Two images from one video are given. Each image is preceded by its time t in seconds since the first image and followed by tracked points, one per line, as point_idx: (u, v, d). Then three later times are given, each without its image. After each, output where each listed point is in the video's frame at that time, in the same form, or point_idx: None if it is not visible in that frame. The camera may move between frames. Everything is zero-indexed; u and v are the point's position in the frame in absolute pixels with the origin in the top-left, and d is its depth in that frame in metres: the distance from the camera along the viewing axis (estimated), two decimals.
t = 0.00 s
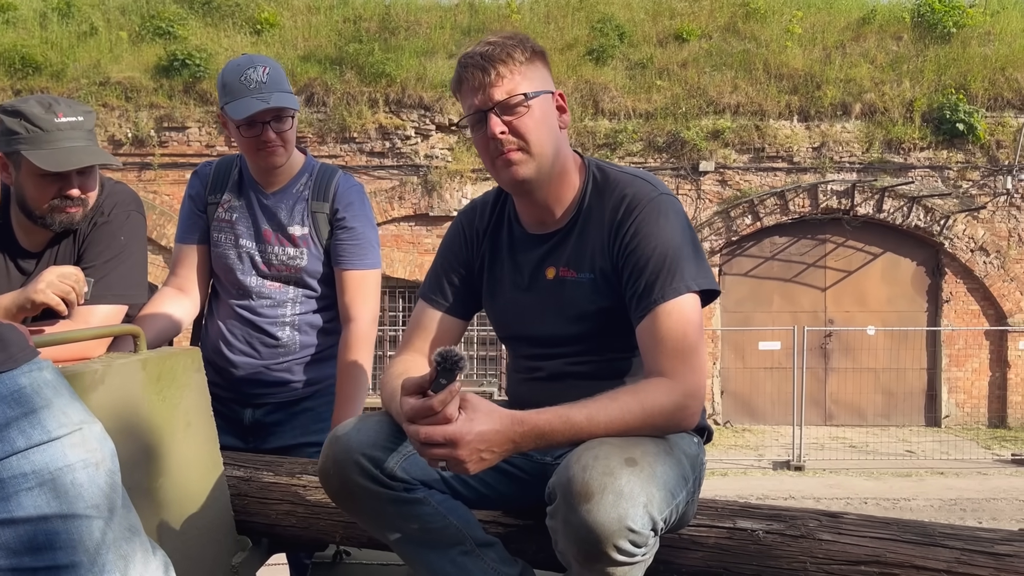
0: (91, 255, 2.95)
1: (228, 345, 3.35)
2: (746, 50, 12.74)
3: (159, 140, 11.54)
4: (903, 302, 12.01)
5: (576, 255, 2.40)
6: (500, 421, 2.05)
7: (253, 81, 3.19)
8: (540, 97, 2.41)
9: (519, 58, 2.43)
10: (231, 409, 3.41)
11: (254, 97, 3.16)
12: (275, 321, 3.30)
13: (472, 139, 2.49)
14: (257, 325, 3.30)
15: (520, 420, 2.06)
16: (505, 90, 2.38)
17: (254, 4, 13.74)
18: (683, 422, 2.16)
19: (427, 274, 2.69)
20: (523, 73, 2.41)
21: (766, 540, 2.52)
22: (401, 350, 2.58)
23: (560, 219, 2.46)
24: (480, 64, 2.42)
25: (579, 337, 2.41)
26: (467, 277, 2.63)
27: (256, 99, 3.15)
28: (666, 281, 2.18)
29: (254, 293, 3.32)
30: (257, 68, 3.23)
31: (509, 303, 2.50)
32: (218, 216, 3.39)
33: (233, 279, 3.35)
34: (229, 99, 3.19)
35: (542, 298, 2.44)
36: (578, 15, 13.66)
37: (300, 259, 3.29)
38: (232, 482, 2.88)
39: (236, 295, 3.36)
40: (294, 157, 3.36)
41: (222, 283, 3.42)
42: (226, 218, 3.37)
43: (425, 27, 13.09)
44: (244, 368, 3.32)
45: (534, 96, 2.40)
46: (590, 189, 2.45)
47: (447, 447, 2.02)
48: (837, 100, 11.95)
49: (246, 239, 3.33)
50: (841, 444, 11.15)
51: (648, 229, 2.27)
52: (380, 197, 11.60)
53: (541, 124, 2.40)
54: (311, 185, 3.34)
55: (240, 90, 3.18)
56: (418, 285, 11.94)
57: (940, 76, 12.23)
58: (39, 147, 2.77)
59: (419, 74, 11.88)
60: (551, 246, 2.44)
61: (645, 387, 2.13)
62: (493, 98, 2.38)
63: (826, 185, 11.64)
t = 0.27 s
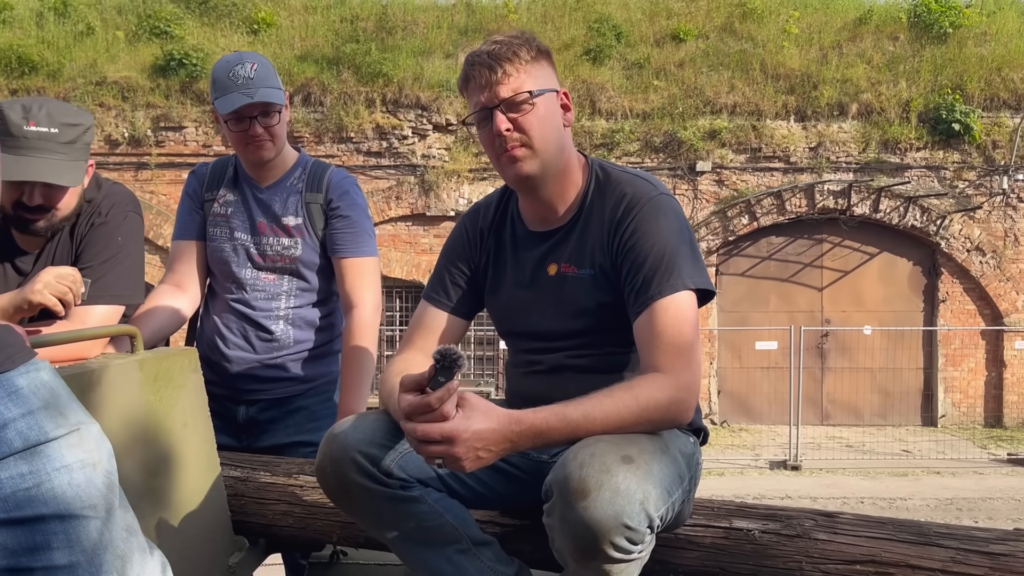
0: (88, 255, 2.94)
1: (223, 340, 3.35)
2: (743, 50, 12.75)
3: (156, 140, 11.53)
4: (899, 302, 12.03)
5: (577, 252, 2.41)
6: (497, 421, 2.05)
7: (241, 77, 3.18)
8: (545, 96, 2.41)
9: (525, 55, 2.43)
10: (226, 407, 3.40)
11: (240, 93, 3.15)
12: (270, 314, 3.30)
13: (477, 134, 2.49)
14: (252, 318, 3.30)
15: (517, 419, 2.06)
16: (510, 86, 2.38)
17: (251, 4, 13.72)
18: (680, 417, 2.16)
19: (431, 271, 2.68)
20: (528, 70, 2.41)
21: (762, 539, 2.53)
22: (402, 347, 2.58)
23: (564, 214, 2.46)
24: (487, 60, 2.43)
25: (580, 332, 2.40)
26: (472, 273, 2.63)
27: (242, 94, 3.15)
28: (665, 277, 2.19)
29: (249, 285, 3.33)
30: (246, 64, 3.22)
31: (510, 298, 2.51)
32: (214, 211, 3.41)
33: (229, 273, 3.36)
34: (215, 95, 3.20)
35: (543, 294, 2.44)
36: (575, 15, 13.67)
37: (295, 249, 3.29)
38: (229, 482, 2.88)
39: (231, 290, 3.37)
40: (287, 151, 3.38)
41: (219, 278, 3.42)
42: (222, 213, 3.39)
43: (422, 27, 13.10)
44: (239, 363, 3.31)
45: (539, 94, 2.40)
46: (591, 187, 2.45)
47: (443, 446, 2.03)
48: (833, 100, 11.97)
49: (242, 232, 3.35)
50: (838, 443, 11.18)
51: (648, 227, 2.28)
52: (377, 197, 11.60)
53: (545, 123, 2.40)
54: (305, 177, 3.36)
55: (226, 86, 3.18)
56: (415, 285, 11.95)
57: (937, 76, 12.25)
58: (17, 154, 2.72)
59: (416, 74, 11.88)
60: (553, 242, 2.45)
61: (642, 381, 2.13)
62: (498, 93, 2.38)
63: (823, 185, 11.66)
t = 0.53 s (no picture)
0: (87, 254, 2.94)
1: (224, 335, 3.35)
2: (742, 50, 12.76)
3: (155, 140, 11.53)
4: (898, 301, 12.04)
5: (578, 249, 2.40)
6: (498, 419, 2.04)
7: (252, 71, 3.21)
8: (550, 103, 2.39)
9: (530, 59, 2.40)
10: (225, 405, 3.39)
11: (250, 87, 3.18)
12: (271, 307, 3.32)
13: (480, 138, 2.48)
14: (254, 312, 3.31)
15: (518, 418, 2.05)
16: (515, 93, 2.36)
17: (250, 3, 13.71)
18: (680, 413, 2.15)
19: (434, 271, 2.68)
20: (533, 76, 2.38)
21: (762, 538, 2.52)
22: (404, 347, 2.57)
23: (565, 215, 2.47)
24: (491, 65, 2.39)
25: (581, 329, 2.40)
26: (475, 272, 2.62)
27: (252, 87, 3.18)
28: (664, 274, 2.19)
29: (251, 278, 3.34)
30: (257, 60, 3.25)
31: (512, 295, 2.50)
32: (218, 206, 3.44)
33: (232, 266, 3.38)
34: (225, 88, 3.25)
35: (544, 291, 2.44)
36: (574, 15, 13.67)
37: (299, 241, 3.33)
38: (228, 481, 2.87)
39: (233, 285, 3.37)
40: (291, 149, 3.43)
41: (220, 273, 3.43)
42: (226, 207, 3.42)
43: (421, 26, 13.10)
44: (240, 359, 3.30)
45: (544, 101, 2.38)
46: (593, 186, 2.45)
47: (443, 444, 2.02)
48: (832, 100, 11.97)
49: (245, 226, 3.38)
50: (837, 443, 11.18)
51: (648, 225, 2.28)
52: (376, 196, 11.59)
53: (549, 130, 2.38)
54: (309, 173, 3.40)
55: (236, 80, 3.21)
56: (414, 285, 11.94)
57: (935, 76, 12.26)
58: None
59: (415, 74, 11.88)
60: (555, 240, 2.45)
61: (642, 377, 2.13)
62: (503, 101, 2.36)
63: (822, 185, 11.66)
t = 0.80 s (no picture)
0: (89, 255, 2.95)
1: (229, 334, 3.36)
2: (746, 50, 12.74)
3: (160, 140, 11.55)
4: (903, 301, 12.01)
5: (578, 249, 2.41)
6: (498, 421, 2.05)
7: (268, 74, 3.24)
8: (553, 96, 2.40)
9: (543, 52, 2.43)
10: (229, 404, 3.39)
11: (265, 87, 3.21)
12: (280, 305, 3.34)
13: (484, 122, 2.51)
14: (263, 310, 3.33)
15: (518, 420, 2.06)
16: (517, 78, 2.39)
17: (254, 3, 13.73)
18: (680, 416, 2.16)
19: (434, 271, 2.69)
20: (541, 67, 2.41)
21: (763, 539, 2.53)
22: (405, 347, 2.57)
23: (564, 212, 2.46)
24: (502, 50, 2.44)
25: (581, 330, 2.40)
26: (475, 272, 2.63)
27: (266, 88, 3.21)
28: (664, 274, 2.19)
29: (262, 277, 3.36)
30: (274, 62, 3.28)
31: (513, 295, 2.51)
32: (226, 206, 3.45)
33: (240, 265, 3.39)
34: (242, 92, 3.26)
35: (545, 291, 2.44)
36: (578, 15, 13.67)
37: (310, 240, 3.35)
38: (231, 482, 2.88)
39: (240, 284, 3.39)
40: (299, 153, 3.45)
41: (226, 272, 3.44)
42: (235, 207, 3.44)
43: (425, 26, 13.11)
44: (245, 358, 3.30)
45: (547, 93, 2.39)
46: (593, 186, 2.45)
47: (444, 444, 2.02)
48: (837, 99, 11.95)
49: (255, 225, 3.40)
50: (841, 443, 11.16)
51: (648, 225, 2.28)
52: (380, 196, 11.60)
53: (545, 122, 2.38)
54: (319, 174, 3.42)
55: (252, 80, 3.24)
56: (417, 284, 11.96)
57: (940, 75, 12.23)
58: None
59: (419, 73, 11.89)
60: (555, 240, 2.45)
61: (642, 380, 2.13)
62: (506, 83, 2.39)
63: (826, 185, 11.64)
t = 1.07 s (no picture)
0: (94, 254, 2.96)
1: (238, 332, 3.36)
2: (755, 49, 12.70)
3: (169, 140, 11.60)
4: (912, 301, 11.95)
5: (584, 249, 2.40)
6: (500, 418, 2.04)
7: (270, 74, 3.29)
8: (551, 100, 2.39)
9: (541, 54, 2.42)
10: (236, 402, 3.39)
11: (263, 87, 3.27)
12: (293, 303, 3.36)
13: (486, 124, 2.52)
14: (275, 306, 3.34)
15: (521, 417, 2.06)
16: (516, 81, 2.39)
17: (263, 4, 13.78)
18: (684, 416, 2.16)
19: (439, 270, 2.68)
20: (540, 70, 2.40)
21: (767, 538, 2.52)
22: (408, 347, 2.57)
23: (570, 214, 2.46)
24: (501, 52, 2.44)
25: (586, 330, 2.40)
26: (480, 271, 2.62)
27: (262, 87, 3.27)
28: (671, 274, 2.19)
29: (275, 275, 3.38)
30: (279, 64, 3.32)
31: (518, 295, 2.50)
32: (237, 205, 3.45)
33: (253, 262, 3.39)
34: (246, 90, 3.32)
35: (550, 291, 2.44)
36: (586, 15, 13.67)
37: (324, 239, 3.38)
38: (236, 480, 2.89)
39: (251, 283, 3.40)
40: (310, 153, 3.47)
41: (235, 270, 3.44)
42: (246, 207, 3.44)
43: (433, 26, 13.14)
44: (255, 355, 3.30)
45: (545, 97, 2.39)
46: (599, 186, 2.45)
47: (446, 441, 2.02)
48: (846, 98, 11.91)
49: (267, 225, 3.40)
50: (850, 443, 11.12)
51: (655, 224, 2.27)
52: (389, 196, 11.62)
53: (542, 127, 2.38)
54: (330, 175, 3.46)
55: (256, 81, 3.32)
56: (425, 284, 11.97)
57: (951, 74, 12.16)
58: None
59: (427, 73, 11.91)
60: (560, 239, 2.45)
61: (647, 380, 2.13)
62: (504, 86, 2.40)
63: (835, 184, 11.60)
